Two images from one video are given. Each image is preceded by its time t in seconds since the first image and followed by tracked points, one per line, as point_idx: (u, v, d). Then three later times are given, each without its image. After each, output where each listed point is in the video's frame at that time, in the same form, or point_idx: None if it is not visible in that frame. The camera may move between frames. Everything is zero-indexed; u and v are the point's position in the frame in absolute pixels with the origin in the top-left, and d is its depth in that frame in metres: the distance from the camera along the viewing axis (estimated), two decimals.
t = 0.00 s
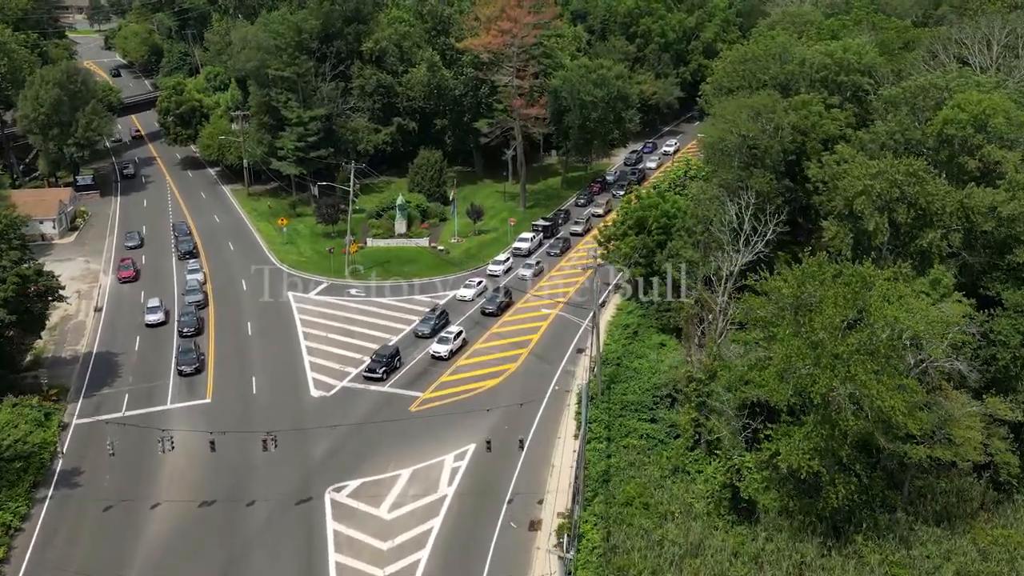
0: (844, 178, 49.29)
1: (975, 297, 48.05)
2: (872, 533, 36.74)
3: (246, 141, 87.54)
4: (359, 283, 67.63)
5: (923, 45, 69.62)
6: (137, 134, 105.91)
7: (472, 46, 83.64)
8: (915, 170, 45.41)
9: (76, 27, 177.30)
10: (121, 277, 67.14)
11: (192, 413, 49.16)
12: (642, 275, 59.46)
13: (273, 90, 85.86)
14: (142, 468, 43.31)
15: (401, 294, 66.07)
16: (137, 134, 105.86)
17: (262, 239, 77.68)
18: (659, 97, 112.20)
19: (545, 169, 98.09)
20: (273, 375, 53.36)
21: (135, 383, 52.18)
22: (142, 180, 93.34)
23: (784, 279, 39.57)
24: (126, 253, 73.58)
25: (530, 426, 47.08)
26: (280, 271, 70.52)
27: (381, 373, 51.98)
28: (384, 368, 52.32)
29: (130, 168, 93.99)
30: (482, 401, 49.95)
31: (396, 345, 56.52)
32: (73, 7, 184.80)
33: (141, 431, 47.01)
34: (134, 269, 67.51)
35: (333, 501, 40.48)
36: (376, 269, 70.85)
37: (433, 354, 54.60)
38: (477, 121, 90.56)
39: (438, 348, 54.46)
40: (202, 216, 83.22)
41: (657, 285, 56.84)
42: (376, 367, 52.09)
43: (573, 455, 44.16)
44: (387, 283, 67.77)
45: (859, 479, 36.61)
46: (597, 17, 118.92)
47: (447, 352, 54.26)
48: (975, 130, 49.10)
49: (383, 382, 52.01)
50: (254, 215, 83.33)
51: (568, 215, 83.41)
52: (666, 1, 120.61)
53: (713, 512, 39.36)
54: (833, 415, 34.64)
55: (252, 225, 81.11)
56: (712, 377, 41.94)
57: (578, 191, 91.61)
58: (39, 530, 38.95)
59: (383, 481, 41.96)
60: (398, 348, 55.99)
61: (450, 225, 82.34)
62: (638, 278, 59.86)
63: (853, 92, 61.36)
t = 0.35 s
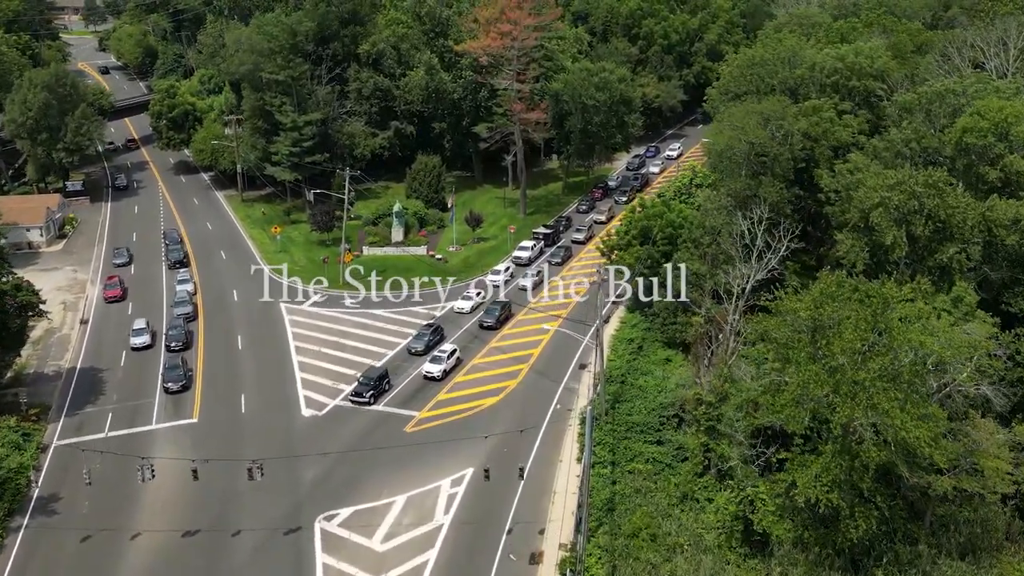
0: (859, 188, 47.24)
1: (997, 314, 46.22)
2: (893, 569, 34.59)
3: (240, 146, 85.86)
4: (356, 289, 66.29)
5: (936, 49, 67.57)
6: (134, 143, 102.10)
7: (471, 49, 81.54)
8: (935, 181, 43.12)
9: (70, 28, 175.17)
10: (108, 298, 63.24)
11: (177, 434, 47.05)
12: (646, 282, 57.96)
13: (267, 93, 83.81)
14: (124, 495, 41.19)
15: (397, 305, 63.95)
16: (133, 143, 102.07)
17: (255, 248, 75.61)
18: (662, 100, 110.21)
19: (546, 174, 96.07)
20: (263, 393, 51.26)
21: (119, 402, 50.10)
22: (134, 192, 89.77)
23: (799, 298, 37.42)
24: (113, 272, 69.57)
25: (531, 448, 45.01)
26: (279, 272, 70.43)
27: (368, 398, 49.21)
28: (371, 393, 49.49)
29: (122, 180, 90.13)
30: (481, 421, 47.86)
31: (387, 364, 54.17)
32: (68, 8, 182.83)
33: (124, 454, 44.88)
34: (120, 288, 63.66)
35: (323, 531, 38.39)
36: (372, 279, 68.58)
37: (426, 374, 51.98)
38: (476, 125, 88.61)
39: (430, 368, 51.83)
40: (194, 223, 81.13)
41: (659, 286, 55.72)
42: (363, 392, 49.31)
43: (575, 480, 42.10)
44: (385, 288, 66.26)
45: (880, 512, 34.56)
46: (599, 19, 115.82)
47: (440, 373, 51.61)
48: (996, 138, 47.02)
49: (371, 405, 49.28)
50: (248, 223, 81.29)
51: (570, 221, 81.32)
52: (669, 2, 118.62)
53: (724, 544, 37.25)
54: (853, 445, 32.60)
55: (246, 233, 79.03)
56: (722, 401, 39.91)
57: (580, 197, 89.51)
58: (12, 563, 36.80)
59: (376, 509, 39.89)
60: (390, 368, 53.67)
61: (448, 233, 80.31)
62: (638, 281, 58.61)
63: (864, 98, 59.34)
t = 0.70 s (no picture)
0: (889, 201, 45.08)
1: None
2: None
3: (246, 151, 84.09)
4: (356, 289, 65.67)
5: (965, 53, 65.11)
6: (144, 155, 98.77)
7: (482, 52, 79.44)
8: (971, 196, 41.21)
9: (80, 28, 174.17)
10: (105, 316, 60.15)
11: (174, 454, 45.18)
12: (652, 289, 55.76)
13: (273, 97, 82.10)
14: (115, 521, 39.32)
15: (404, 317, 61.99)
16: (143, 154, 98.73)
17: (260, 256, 73.83)
18: (677, 103, 107.97)
19: (558, 179, 93.98)
20: (264, 411, 49.37)
21: (115, 419, 48.30)
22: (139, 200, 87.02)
23: (830, 321, 35.09)
24: (114, 289, 66.38)
25: (542, 472, 43.03)
26: (278, 272, 70.08)
27: (363, 426, 46.40)
28: (366, 420, 46.70)
29: (127, 190, 86.93)
30: (491, 443, 45.80)
31: (391, 382, 52.09)
32: (78, 8, 181.94)
33: (117, 476, 43.03)
34: (118, 307, 60.56)
35: (323, 562, 36.43)
36: (380, 290, 66.46)
37: (427, 398, 49.38)
38: (487, 129, 86.63)
39: (431, 392, 49.26)
40: (198, 230, 79.39)
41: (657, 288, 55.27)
42: (358, 419, 46.50)
43: (589, 509, 40.04)
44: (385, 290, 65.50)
45: (917, 553, 32.09)
46: (612, 20, 114.17)
47: (441, 397, 49.06)
48: None
49: (367, 433, 46.56)
50: (254, 229, 79.54)
51: (584, 229, 79.24)
52: (685, 3, 116.39)
53: None
54: (887, 480, 30.07)
55: (251, 240, 77.27)
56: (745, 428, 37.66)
57: (593, 203, 87.41)
58: None
59: (379, 539, 37.91)
60: (393, 387, 51.46)
61: (458, 240, 78.31)
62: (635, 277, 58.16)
63: (891, 104, 57.05)
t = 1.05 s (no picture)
0: (944, 217, 42.73)
1: None
2: None
3: (273, 154, 82.88)
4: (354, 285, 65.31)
5: (1020, 58, 62.04)
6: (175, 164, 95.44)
7: (512, 55, 77.32)
8: None
9: (113, 28, 174.76)
10: (123, 333, 57.52)
11: (189, 471, 43.74)
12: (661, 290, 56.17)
13: (300, 99, 80.85)
14: (126, 544, 37.92)
15: (430, 328, 60.22)
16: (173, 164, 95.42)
17: (284, 262, 72.49)
18: (712, 107, 105.29)
19: (589, 185, 91.73)
20: (283, 427, 47.82)
21: (130, 434, 47.01)
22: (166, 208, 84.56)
23: (884, 350, 32.67)
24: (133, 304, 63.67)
25: (571, 499, 41.07)
26: (279, 271, 70.05)
27: (373, 457, 43.83)
28: (375, 451, 44.04)
29: (154, 201, 83.97)
30: (517, 466, 43.83)
31: (410, 401, 49.99)
32: (111, 7, 182.45)
33: (130, 495, 41.65)
34: (136, 323, 57.97)
35: None
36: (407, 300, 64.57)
37: (443, 424, 46.63)
38: (517, 133, 84.65)
39: (448, 418, 46.51)
40: (223, 234, 78.25)
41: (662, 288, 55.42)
42: (367, 449, 43.91)
43: (620, 540, 37.98)
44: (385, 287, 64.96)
45: None
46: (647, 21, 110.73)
47: (457, 424, 46.29)
48: None
49: (377, 463, 43.96)
50: (279, 234, 78.23)
51: (616, 236, 77.00)
52: (720, 4, 113.73)
53: None
54: (948, 529, 27.64)
55: (275, 245, 76.05)
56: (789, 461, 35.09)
57: (624, 210, 85.21)
58: None
59: (398, 569, 36.14)
60: (412, 406, 49.41)
61: (485, 248, 76.46)
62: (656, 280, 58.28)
63: (942, 112, 54.35)
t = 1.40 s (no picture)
0: (1000, 235, 40.08)
1: None
2: None
3: (297, 157, 81.54)
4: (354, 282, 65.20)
5: None
6: (201, 173, 92.17)
7: (541, 58, 75.13)
8: None
9: (145, 28, 174.98)
10: (137, 352, 55.02)
11: (201, 490, 42.19)
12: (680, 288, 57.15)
13: (325, 102, 79.42)
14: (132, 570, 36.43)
15: (453, 340, 58.18)
16: (199, 173, 92.16)
17: (306, 268, 71.00)
18: (747, 111, 102.44)
19: (619, 191, 89.37)
20: (299, 444, 46.15)
21: (143, 449, 45.63)
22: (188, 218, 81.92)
23: (939, 383, 30.18)
24: (149, 320, 61.03)
25: (598, 529, 38.90)
26: (279, 271, 69.88)
27: (375, 494, 40.67)
28: (378, 487, 40.91)
29: (176, 212, 81.04)
30: (541, 491, 41.72)
31: (422, 427, 47.28)
32: (143, 7, 182.86)
33: (139, 516, 40.18)
34: (151, 341, 55.47)
35: None
36: (430, 310, 62.64)
37: (453, 457, 43.73)
38: (545, 137, 82.61)
39: (458, 450, 43.60)
40: (245, 239, 76.97)
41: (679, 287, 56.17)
42: (369, 485, 40.72)
43: None
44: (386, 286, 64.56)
45: None
46: (680, 23, 108.65)
47: (469, 456, 43.37)
48: None
49: (380, 500, 40.82)
50: (302, 240, 76.82)
51: (646, 245, 74.58)
52: (756, 6, 110.83)
53: None
54: None
55: (297, 251, 74.68)
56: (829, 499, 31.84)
57: (655, 217, 82.80)
58: None
59: None
60: (425, 432, 46.75)
61: (511, 255, 74.44)
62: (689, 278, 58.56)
63: (995, 121, 51.53)
